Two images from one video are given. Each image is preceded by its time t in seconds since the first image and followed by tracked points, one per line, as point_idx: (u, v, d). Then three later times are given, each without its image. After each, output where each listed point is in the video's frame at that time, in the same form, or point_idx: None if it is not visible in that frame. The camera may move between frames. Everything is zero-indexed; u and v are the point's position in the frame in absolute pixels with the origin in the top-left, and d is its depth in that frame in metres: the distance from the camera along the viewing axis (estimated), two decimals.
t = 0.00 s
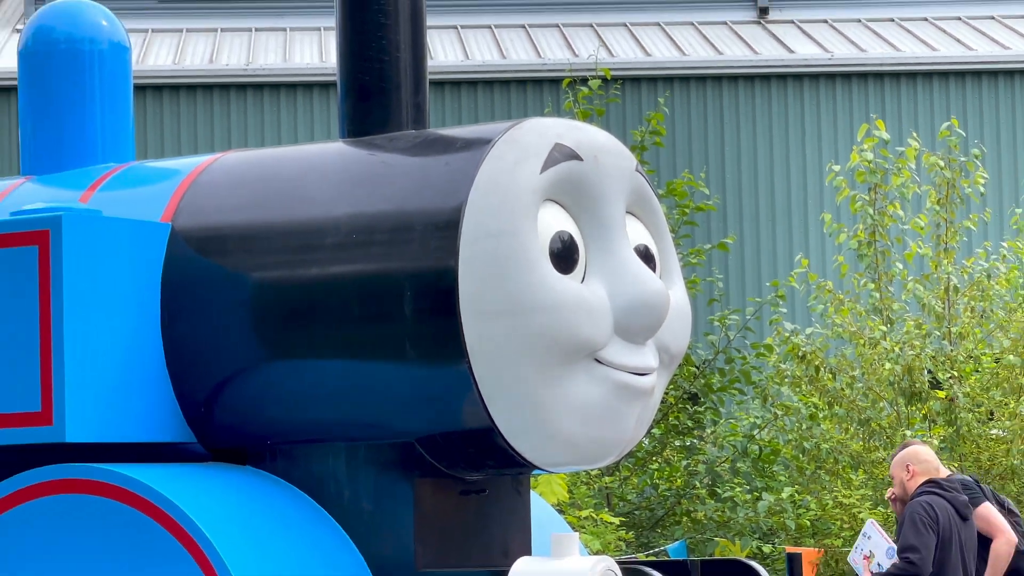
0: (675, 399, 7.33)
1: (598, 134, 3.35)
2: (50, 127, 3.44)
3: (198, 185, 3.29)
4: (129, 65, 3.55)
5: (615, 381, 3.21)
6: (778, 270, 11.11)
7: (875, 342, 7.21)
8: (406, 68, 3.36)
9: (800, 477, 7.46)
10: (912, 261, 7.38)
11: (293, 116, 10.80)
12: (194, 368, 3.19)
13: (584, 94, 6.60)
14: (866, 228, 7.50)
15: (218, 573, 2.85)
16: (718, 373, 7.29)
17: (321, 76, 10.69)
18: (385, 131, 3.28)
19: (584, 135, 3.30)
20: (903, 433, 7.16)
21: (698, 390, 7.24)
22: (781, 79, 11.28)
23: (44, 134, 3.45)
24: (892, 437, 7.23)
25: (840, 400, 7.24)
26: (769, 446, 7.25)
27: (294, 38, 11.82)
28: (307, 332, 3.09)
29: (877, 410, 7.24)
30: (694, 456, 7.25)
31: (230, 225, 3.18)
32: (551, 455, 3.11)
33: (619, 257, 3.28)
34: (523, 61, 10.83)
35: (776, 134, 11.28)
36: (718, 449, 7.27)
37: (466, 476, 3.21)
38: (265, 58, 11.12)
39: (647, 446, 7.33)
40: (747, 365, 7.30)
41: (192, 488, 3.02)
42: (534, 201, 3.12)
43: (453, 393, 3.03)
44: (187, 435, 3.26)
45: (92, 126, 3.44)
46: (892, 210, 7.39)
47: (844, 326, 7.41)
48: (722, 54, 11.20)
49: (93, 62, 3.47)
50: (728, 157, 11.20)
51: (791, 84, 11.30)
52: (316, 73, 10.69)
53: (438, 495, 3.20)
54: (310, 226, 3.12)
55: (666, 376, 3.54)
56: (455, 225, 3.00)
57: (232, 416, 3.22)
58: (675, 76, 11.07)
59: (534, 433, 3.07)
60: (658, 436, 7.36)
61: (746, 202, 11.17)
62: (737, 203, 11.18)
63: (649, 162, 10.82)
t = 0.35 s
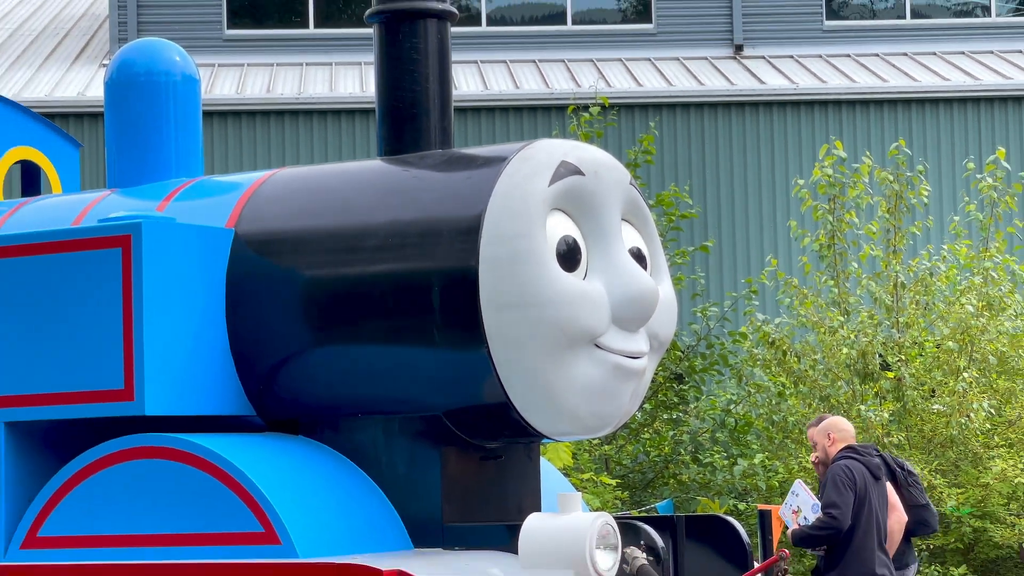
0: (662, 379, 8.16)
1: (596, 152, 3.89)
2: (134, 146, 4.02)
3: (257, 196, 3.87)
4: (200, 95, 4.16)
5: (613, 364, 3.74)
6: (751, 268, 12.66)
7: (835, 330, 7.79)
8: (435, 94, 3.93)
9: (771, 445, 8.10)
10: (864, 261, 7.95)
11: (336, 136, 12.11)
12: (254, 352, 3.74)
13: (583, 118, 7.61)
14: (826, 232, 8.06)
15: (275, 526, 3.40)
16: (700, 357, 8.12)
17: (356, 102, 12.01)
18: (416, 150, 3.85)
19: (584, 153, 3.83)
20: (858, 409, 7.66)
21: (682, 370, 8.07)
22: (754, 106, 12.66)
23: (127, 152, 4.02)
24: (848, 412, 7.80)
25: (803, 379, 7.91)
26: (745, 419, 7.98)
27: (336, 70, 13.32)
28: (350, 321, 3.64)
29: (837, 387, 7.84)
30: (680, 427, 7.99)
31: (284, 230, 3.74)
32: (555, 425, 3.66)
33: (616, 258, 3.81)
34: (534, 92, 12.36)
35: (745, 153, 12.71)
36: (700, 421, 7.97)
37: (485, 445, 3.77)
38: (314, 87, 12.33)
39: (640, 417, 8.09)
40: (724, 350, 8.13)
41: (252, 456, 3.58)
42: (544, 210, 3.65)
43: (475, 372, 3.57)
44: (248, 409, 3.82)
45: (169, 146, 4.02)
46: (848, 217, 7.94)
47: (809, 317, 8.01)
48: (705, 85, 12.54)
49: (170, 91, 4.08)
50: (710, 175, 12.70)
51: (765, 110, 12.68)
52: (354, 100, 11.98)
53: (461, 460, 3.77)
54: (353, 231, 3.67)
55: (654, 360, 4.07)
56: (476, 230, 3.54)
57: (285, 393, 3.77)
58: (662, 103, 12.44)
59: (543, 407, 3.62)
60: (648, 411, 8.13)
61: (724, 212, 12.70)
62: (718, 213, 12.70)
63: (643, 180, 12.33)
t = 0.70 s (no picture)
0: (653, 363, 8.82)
1: (594, 164, 4.37)
2: (187, 161, 4.60)
3: (297, 204, 4.39)
4: (246, 115, 4.73)
5: (610, 351, 4.25)
6: (730, 269, 14.01)
7: (806, 322, 8.40)
8: (452, 115, 4.46)
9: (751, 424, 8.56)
10: (832, 259, 8.56)
11: (365, 151, 13.41)
12: (295, 340, 4.25)
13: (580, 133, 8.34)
14: (798, 235, 8.72)
15: (313, 493, 3.83)
16: (687, 345, 8.80)
17: (379, 122, 13.30)
18: (436, 162, 4.38)
19: (583, 166, 4.32)
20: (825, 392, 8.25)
21: (669, 356, 8.80)
22: (735, 126, 13.91)
23: (181, 167, 4.60)
24: (818, 395, 8.31)
25: (777, 364, 8.47)
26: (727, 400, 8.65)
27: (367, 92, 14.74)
28: (379, 313, 4.16)
29: (809, 372, 8.35)
30: (667, 408, 8.71)
31: (321, 233, 4.25)
32: (558, 404, 4.17)
33: (612, 258, 4.30)
34: (540, 113, 13.10)
35: (733, 161, 13.98)
36: (687, 401, 8.71)
37: (496, 422, 4.28)
38: (347, 109, 13.68)
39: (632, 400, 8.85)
40: (709, 339, 8.77)
41: (291, 432, 4.00)
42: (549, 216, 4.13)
43: (489, 358, 4.07)
44: (289, 390, 4.34)
45: (220, 160, 4.59)
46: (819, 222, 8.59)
47: (784, 309, 8.58)
48: (692, 107, 13.80)
49: (220, 112, 4.66)
50: (695, 187, 14.01)
51: (744, 128, 13.93)
52: (383, 120, 13.32)
53: (476, 436, 4.28)
54: (381, 235, 4.18)
55: (646, 347, 4.58)
56: (489, 234, 4.03)
57: (321, 376, 4.29)
58: (654, 122, 13.72)
59: (548, 388, 4.13)
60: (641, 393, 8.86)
61: (707, 219, 14.04)
62: (702, 220, 14.03)
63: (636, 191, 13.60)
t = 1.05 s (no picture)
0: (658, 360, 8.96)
1: (598, 163, 4.41)
2: (196, 160, 4.65)
3: (305, 203, 4.44)
4: (255, 116, 4.77)
5: (613, 348, 4.28)
6: (734, 265, 14.06)
7: (809, 319, 8.39)
8: (458, 116, 4.51)
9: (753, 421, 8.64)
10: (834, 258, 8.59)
11: (373, 151, 13.47)
12: (302, 337, 4.30)
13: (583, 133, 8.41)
14: (800, 233, 8.77)
15: (320, 489, 3.87)
16: (690, 342, 8.96)
17: (384, 122, 13.36)
18: (443, 162, 4.42)
19: (587, 165, 4.35)
20: (827, 388, 8.20)
21: (674, 353, 8.99)
22: (738, 126, 13.95)
23: (190, 166, 4.65)
24: (820, 391, 8.24)
25: (780, 361, 8.42)
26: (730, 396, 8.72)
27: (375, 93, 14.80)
28: (385, 310, 4.20)
29: (812, 368, 8.30)
30: (671, 403, 8.83)
31: (328, 232, 4.29)
32: (562, 400, 4.21)
33: (617, 257, 4.34)
34: (545, 113, 13.14)
35: (736, 160, 14.02)
36: (691, 398, 8.81)
37: (501, 419, 4.32)
38: (355, 109, 13.74)
39: (636, 397, 8.97)
40: (711, 337, 8.95)
41: (298, 428, 4.05)
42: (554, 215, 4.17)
43: (495, 355, 4.11)
44: (296, 386, 4.38)
45: (229, 160, 4.64)
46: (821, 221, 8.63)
47: (787, 307, 8.59)
48: (695, 107, 13.85)
49: (229, 111, 4.71)
50: (699, 186, 14.06)
51: (747, 127, 13.97)
52: (390, 119, 13.38)
53: (481, 432, 4.33)
54: (388, 234, 4.22)
55: (650, 344, 4.62)
56: (494, 232, 4.06)
57: (328, 373, 4.33)
58: (658, 122, 13.76)
59: (553, 385, 4.16)
60: (645, 388, 8.98)
61: (711, 217, 14.10)
62: (704, 218, 14.09)
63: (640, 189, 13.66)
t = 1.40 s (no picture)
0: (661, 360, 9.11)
1: (602, 163, 4.40)
2: (200, 160, 4.65)
3: (308, 202, 4.44)
4: (258, 115, 4.77)
5: (616, 348, 4.28)
6: (737, 264, 14.05)
7: (811, 318, 8.35)
8: (462, 116, 4.51)
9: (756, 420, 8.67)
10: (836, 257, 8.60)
11: (377, 150, 13.47)
12: (305, 337, 4.30)
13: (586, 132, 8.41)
14: (804, 233, 8.77)
15: (323, 488, 3.88)
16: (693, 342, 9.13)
17: (387, 121, 13.36)
18: (445, 162, 4.42)
19: (591, 164, 4.35)
20: (831, 387, 8.20)
21: (676, 353, 9.13)
22: (740, 125, 13.96)
23: (194, 166, 4.65)
24: (823, 391, 8.23)
25: (783, 360, 8.41)
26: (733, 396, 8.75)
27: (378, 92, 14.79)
28: (388, 310, 4.20)
29: (814, 366, 8.26)
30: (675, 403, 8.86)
31: (331, 232, 4.30)
32: (564, 400, 4.21)
33: (620, 257, 4.33)
34: (549, 112, 13.13)
35: (739, 160, 14.02)
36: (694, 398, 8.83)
37: (504, 418, 4.32)
38: (358, 108, 13.73)
39: (639, 396, 8.99)
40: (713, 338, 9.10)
41: (301, 427, 4.05)
42: (557, 215, 4.16)
43: (497, 355, 4.11)
44: (299, 386, 4.39)
45: (232, 159, 4.65)
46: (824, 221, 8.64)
47: (790, 307, 8.57)
48: (698, 106, 13.85)
49: (232, 111, 4.71)
50: (701, 185, 14.05)
51: (749, 127, 13.97)
52: (394, 119, 13.37)
53: (484, 431, 4.34)
54: (391, 233, 4.22)
55: (653, 344, 4.62)
56: (497, 232, 4.06)
57: (332, 372, 4.33)
58: (661, 121, 13.76)
59: (555, 385, 4.16)
60: (649, 388, 9.01)
61: (714, 216, 14.09)
62: (707, 217, 14.09)
63: (643, 188, 13.65)
